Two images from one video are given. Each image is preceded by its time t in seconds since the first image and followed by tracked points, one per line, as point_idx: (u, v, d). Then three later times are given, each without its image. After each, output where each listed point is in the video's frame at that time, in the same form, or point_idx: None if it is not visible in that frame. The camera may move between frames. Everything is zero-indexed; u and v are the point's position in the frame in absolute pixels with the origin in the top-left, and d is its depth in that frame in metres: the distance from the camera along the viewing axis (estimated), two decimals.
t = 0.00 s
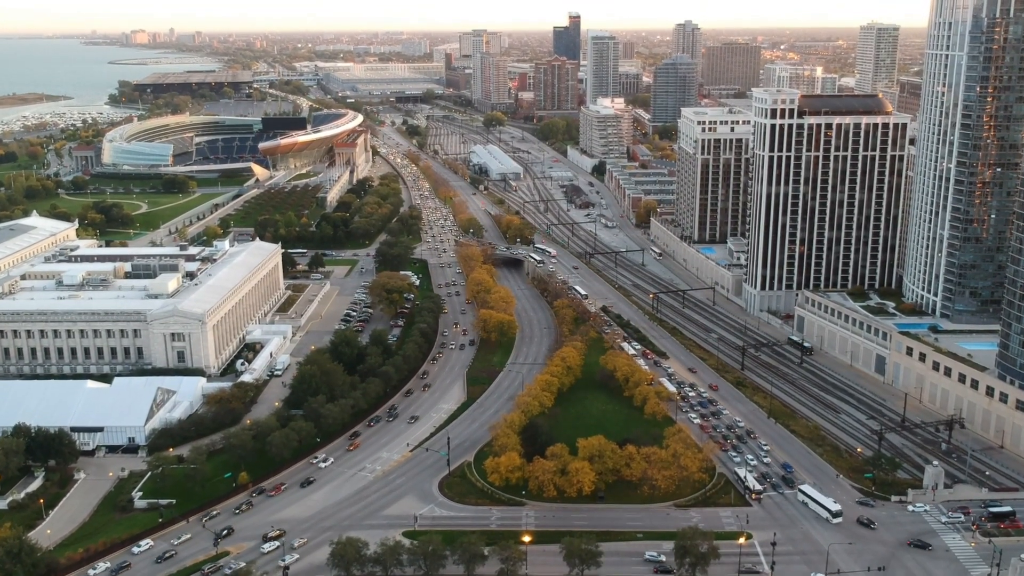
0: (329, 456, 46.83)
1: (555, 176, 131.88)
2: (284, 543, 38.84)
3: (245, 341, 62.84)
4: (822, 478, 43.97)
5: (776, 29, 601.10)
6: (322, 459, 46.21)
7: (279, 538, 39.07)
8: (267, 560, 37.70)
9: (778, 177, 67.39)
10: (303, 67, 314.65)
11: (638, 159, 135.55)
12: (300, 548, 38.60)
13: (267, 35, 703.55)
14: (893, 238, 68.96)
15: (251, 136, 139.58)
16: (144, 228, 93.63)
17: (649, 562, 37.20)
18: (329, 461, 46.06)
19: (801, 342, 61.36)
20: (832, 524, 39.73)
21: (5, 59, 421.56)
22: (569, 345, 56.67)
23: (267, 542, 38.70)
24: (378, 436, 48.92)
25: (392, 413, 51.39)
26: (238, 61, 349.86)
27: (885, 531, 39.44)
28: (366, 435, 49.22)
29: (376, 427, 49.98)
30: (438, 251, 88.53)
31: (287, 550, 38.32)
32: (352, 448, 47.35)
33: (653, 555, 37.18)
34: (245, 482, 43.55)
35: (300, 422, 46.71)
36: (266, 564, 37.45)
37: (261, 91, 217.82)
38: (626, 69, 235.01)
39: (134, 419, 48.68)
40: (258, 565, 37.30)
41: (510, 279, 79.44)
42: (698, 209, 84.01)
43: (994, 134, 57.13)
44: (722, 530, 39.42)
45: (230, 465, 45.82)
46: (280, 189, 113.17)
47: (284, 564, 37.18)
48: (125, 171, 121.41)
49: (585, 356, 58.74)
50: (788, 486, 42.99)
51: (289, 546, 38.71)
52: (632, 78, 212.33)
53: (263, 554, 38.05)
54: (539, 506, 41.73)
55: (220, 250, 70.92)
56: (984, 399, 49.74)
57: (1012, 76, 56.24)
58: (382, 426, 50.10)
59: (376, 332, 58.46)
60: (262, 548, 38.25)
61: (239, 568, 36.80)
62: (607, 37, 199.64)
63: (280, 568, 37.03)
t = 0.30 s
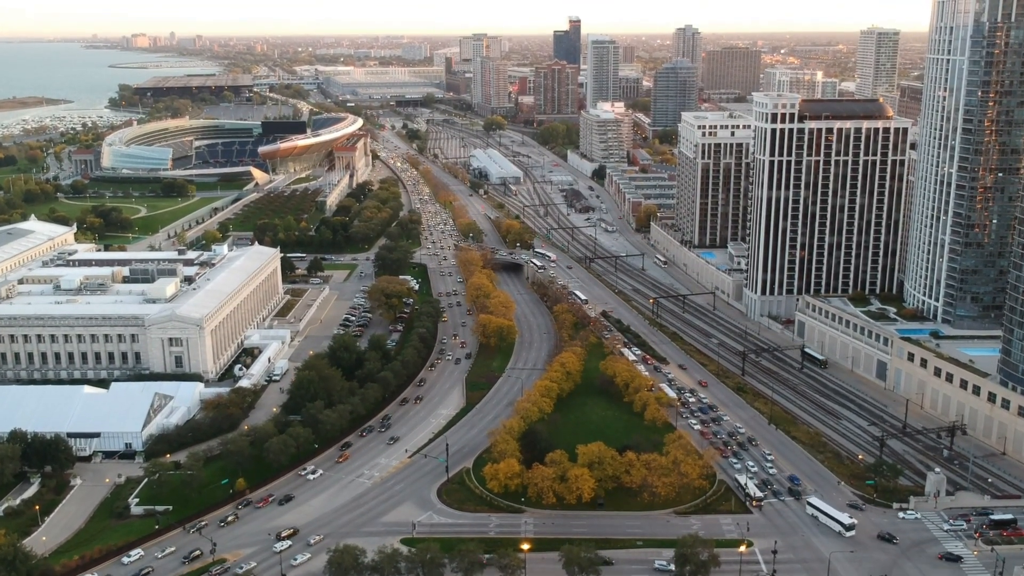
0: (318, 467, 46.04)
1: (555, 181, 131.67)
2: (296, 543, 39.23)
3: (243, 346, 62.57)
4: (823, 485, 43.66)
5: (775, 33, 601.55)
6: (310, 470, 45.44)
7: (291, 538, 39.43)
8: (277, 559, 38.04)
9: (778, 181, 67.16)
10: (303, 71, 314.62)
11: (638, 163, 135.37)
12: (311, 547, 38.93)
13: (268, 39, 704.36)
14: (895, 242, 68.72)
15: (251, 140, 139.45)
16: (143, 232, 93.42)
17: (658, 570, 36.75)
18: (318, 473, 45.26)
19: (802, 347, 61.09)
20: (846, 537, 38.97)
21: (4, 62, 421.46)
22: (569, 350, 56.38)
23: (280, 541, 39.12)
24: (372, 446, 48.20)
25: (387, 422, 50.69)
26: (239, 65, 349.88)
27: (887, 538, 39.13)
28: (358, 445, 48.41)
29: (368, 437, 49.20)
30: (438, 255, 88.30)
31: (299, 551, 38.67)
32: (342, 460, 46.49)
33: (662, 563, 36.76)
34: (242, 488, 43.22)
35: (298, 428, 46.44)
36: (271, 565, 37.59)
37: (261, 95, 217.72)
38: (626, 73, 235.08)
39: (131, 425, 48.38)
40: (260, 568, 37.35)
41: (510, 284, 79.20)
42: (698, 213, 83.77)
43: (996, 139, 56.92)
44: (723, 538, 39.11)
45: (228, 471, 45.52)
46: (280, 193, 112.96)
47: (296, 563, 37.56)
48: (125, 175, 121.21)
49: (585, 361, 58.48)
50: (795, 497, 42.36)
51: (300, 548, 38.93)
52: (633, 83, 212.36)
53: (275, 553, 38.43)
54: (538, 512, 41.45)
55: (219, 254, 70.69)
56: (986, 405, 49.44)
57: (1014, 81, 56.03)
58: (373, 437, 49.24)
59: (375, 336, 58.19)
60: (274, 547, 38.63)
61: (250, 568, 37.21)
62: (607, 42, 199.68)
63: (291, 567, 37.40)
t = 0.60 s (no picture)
0: (307, 479, 45.21)
1: (555, 185, 131.48)
2: (310, 541, 39.55)
3: (241, 351, 62.29)
4: (824, 492, 43.35)
5: (775, 37, 602.07)
6: (299, 482, 44.61)
7: (305, 536, 39.74)
8: (291, 557, 38.35)
9: (779, 186, 66.93)
10: (303, 75, 314.72)
11: (638, 168, 135.22)
12: (324, 546, 39.19)
13: (268, 43, 705.23)
14: (895, 247, 68.49)
15: (250, 144, 139.37)
16: (142, 237, 93.20)
17: None
18: (306, 485, 44.42)
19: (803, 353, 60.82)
20: (862, 552, 38.21)
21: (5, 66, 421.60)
22: (568, 356, 56.11)
23: (293, 539, 39.41)
24: (365, 456, 47.43)
25: (380, 432, 49.90)
26: (239, 69, 350.28)
27: (888, 547, 38.79)
28: (349, 457, 47.56)
29: (360, 448, 48.39)
30: (438, 260, 88.05)
31: (313, 549, 38.97)
32: (331, 472, 45.61)
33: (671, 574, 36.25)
34: (239, 495, 42.91)
35: (295, 434, 46.17)
36: (286, 564, 37.94)
37: (261, 99, 217.72)
38: (626, 77, 235.11)
39: (128, 431, 48.10)
40: (271, 568, 37.43)
41: (509, 289, 78.98)
42: (699, 218, 83.55)
43: (997, 144, 56.72)
44: (724, 546, 38.79)
45: (225, 477, 45.16)
46: (279, 197, 112.75)
47: (309, 561, 37.81)
48: (124, 179, 121.03)
49: (585, 367, 58.20)
50: (803, 511, 41.47)
51: (318, 545, 39.28)
52: (633, 87, 212.35)
53: (289, 551, 38.71)
54: (537, 520, 41.15)
55: (218, 259, 70.42)
56: (987, 411, 49.16)
57: (1015, 86, 55.87)
58: (364, 448, 48.36)
59: (374, 342, 57.88)
60: (288, 545, 38.92)
61: (264, 567, 37.41)
62: (607, 46, 199.73)
63: (306, 564, 37.72)
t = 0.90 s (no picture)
0: (295, 491, 44.39)
1: (555, 189, 131.25)
2: (326, 537, 40.08)
3: (239, 356, 62.00)
4: (825, 499, 43.02)
5: (776, 41, 603.13)
6: (286, 494, 43.77)
7: (321, 533, 40.29)
8: (307, 554, 38.83)
9: (779, 190, 66.69)
10: (303, 79, 314.68)
11: (638, 172, 135.05)
12: (340, 542, 39.68)
13: (269, 47, 705.37)
14: (896, 252, 68.27)
15: (250, 148, 139.24)
16: (140, 241, 92.91)
17: None
18: (293, 497, 43.58)
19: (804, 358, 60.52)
20: (882, 566, 37.35)
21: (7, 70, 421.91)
22: (568, 361, 55.82)
23: (309, 536, 39.95)
24: (361, 463, 46.93)
25: (373, 442, 49.10)
26: (239, 73, 350.51)
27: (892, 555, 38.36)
28: (339, 468, 46.72)
29: (351, 458, 47.55)
30: (437, 264, 87.80)
31: (329, 545, 39.48)
32: (319, 484, 44.74)
33: None
34: (237, 501, 42.66)
35: (293, 440, 45.90)
36: (302, 560, 38.44)
37: (261, 103, 217.65)
38: (626, 81, 235.08)
39: (124, 436, 47.80)
40: (285, 566, 37.87)
41: (509, 293, 78.71)
42: (699, 223, 83.33)
43: (999, 148, 56.49)
44: (725, 553, 38.46)
45: (222, 483, 44.86)
46: (278, 201, 112.52)
47: (324, 558, 38.27)
48: (123, 183, 120.80)
49: (584, 372, 57.91)
50: (812, 524, 40.64)
51: (335, 541, 39.80)
52: (632, 91, 212.19)
53: (305, 549, 39.22)
54: (536, 527, 40.81)
55: (216, 263, 70.18)
56: (989, 417, 48.84)
57: (1016, 91, 55.72)
58: (356, 459, 47.51)
59: (372, 346, 57.55)
60: (304, 542, 39.43)
61: (280, 564, 37.87)
62: (607, 50, 199.65)
63: (322, 561, 38.23)
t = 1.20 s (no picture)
0: (283, 502, 43.65)
1: (554, 193, 131.10)
2: (342, 533, 40.59)
3: (237, 361, 61.71)
4: (826, 506, 42.73)
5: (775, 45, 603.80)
6: (274, 505, 43.01)
7: (337, 529, 40.79)
8: (324, 550, 39.28)
9: (780, 195, 66.47)
10: (303, 82, 314.88)
11: (638, 175, 134.91)
12: (356, 538, 40.18)
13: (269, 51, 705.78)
14: (897, 257, 68.03)
15: (250, 152, 139.11)
16: (139, 244, 92.72)
17: None
18: (282, 509, 42.83)
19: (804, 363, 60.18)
20: None
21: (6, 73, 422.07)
22: (567, 366, 55.57)
23: (326, 533, 40.38)
24: (358, 470, 46.59)
25: (365, 453, 48.27)
26: (239, 76, 350.81)
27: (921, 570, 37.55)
28: (329, 479, 45.95)
29: (342, 469, 46.70)
30: (436, 268, 87.57)
31: (346, 540, 39.99)
32: (308, 495, 43.90)
33: None
34: (234, 507, 42.35)
35: (291, 445, 45.61)
36: (319, 555, 38.87)
37: (261, 106, 217.61)
38: (626, 85, 235.14)
39: (121, 442, 47.49)
40: (302, 563, 38.28)
41: (508, 298, 78.49)
42: (699, 227, 83.13)
43: (1000, 152, 56.27)
44: (725, 560, 38.16)
45: (219, 490, 44.56)
46: (278, 205, 112.31)
47: (343, 553, 38.73)
48: (122, 187, 120.61)
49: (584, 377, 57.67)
50: (822, 539, 39.69)
51: (352, 536, 40.33)
52: (632, 94, 212.22)
53: (321, 545, 39.66)
54: (535, 534, 40.52)
55: (214, 267, 69.90)
56: (991, 423, 48.53)
57: (1018, 95, 55.55)
58: (347, 470, 46.68)
59: (370, 351, 57.22)
60: (321, 538, 39.87)
61: (296, 561, 38.26)
62: (607, 54, 199.61)
63: (337, 557, 38.68)
